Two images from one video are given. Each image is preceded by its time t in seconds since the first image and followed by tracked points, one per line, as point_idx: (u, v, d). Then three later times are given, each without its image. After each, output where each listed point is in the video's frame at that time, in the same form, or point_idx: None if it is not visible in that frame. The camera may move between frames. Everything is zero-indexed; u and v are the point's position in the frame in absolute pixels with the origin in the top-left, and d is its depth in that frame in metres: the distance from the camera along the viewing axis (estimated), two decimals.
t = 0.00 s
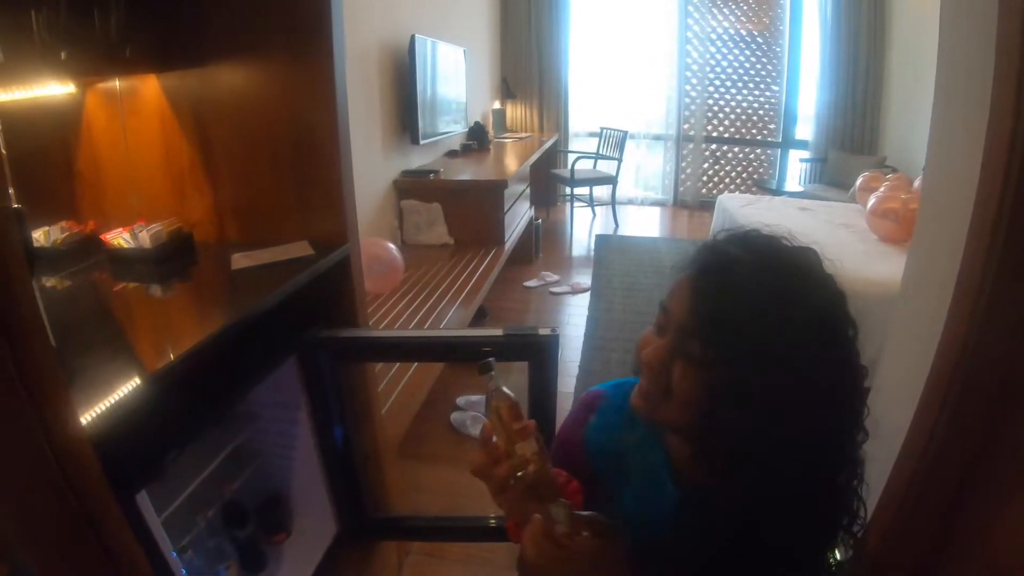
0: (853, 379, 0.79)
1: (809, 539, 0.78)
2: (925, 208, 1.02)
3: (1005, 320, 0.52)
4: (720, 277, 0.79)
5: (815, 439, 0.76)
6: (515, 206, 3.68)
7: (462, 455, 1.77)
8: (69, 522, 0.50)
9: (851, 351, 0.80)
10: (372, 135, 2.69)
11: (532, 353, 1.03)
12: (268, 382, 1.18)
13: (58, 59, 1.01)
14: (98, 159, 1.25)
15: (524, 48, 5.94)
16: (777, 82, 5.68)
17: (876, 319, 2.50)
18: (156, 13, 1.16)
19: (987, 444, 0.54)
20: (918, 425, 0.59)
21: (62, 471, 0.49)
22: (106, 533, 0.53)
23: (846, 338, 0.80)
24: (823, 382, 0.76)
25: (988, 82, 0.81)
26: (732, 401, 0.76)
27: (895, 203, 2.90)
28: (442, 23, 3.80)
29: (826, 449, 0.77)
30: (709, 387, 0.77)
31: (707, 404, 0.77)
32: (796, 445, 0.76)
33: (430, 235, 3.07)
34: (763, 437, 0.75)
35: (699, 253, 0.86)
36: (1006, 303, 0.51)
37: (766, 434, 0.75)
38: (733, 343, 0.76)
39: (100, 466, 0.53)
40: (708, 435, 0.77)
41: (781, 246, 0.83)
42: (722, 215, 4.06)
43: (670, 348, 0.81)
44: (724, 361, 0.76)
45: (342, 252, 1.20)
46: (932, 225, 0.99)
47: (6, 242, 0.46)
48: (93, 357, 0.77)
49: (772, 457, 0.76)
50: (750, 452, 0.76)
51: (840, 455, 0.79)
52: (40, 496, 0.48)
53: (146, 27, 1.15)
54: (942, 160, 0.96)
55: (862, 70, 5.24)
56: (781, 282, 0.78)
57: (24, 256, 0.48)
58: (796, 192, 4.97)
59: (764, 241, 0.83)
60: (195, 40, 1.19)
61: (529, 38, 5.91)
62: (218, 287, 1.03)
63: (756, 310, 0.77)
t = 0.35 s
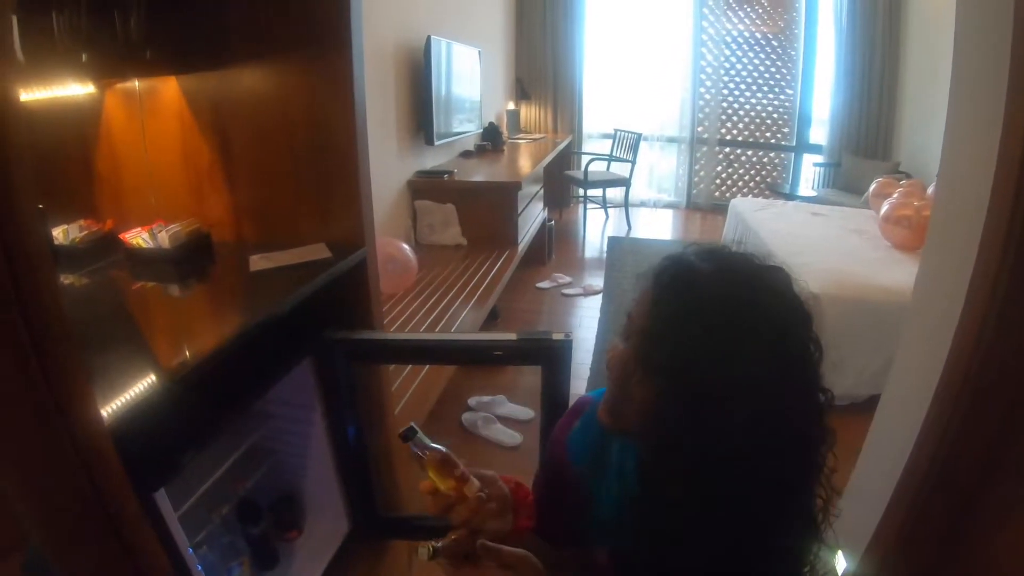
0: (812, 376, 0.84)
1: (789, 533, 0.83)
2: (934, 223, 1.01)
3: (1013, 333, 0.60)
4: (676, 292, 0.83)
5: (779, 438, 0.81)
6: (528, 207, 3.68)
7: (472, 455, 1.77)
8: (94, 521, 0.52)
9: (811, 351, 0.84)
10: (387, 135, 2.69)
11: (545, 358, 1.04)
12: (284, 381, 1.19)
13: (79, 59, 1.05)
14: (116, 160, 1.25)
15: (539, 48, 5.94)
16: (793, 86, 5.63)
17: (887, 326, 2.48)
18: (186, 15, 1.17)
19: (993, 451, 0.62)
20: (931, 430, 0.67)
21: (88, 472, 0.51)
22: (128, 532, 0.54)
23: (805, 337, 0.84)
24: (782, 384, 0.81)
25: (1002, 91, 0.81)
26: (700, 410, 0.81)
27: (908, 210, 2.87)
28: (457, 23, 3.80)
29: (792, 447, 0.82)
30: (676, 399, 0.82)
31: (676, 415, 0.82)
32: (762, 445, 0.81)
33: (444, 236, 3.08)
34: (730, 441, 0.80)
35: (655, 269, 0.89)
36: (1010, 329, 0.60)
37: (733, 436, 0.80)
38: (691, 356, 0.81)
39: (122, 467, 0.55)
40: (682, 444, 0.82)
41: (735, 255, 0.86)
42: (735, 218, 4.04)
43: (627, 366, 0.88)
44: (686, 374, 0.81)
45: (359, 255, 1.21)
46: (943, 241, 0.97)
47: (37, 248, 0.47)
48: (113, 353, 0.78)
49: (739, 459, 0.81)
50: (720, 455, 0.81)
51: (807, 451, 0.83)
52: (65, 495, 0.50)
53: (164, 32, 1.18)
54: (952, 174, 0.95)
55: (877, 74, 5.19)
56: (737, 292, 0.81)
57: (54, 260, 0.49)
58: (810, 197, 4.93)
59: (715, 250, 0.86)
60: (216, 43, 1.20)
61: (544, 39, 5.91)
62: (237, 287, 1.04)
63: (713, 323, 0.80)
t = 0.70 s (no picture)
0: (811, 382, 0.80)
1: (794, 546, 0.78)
2: (946, 226, 1.01)
3: (1023, 337, 0.53)
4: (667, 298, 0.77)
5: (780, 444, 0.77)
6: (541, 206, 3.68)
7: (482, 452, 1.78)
8: (110, 513, 0.53)
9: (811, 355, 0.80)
10: (401, 132, 2.70)
11: (556, 355, 1.03)
12: (297, 375, 1.20)
13: (97, 55, 1.05)
14: (133, 154, 1.27)
15: (553, 48, 5.94)
16: (806, 87, 5.58)
17: (898, 330, 2.46)
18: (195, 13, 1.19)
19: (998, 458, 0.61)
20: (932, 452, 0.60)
21: (106, 466, 0.52)
22: (141, 520, 0.55)
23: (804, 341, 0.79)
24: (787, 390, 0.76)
25: (1014, 89, 0.80)
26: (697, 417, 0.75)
27: (921, 213, 2.84)
28: (472, 21, 3.81)
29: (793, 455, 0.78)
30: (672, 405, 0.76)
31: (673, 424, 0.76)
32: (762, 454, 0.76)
33: (457, 234, 3.09)
34: (727, 453, 0.76)
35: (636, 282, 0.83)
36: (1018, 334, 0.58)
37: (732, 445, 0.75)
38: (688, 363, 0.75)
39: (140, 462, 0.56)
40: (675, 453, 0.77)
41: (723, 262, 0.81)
42: (747, 220, 4.01)
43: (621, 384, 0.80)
44: (681, 381, 0.75)
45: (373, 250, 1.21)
46: (953, 243, 0.97)
47: (58, 243, 0.47)
48: (127, 345, 0.79)
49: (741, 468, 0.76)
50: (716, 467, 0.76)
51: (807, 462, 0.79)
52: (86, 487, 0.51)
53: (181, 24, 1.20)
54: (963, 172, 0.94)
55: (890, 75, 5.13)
56: (734, 295, 0.76)
57: (75, 257, 0.49)
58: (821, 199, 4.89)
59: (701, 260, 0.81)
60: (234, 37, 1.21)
61: (557, 38, 5.90)
62: (251, 281, 1.05)
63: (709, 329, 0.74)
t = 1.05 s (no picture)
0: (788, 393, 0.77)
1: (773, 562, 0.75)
2: (959, 226, 0.98)
3: None
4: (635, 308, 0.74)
5: (758, 459, 0.73)
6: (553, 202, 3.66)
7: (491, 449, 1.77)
8: (125, 507, 0.53)
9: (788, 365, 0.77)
10: (413, 128, 2.70)
11: (569, 352, 1.03)
12: (309, 369, 1.21)
13: (113, 49, 1.08)
14: (149, 146, 1.25)
15: (565, 45, 5.91)
16: (819, 86, 5.52)
17: (910, 331, 2.43)
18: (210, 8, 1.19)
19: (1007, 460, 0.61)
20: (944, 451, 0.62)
21: (120, 461, 0.52)
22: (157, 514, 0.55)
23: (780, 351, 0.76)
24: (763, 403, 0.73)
25: None
26: (670, 432, 0.72)
27: (934, 214, 2.82)
28: (485, 18, 3.80)
29: (772, 470, 0.74)
30: (646, 420, 0.72)
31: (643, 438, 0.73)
32: (739, 468, 0.73)
33: (469, 229, 3.09)
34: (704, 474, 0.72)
35: (603, 297, 0.79)
36: None
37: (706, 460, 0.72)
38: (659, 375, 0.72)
39: (156, 457, 0.56)
40: (649, 468, 0.73)
41: (695, 270, 0.77)
42: (758, 219, 3.98)
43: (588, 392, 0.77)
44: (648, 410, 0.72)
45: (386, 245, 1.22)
46: (967, 244, 0.95)
47: (74, 231, 0.47)
48: (141, 335, 0.80)
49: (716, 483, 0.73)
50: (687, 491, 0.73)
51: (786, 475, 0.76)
52: (100, 481, 0.51)
53: (197, 20, 1.18)
54: (976, 172, 0.93)
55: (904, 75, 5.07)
56: (705, 304, 0.73)
57: (91, 246, 0.49)
58: (834, 198, 4.84)
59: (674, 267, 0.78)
60: (250, 31, 1.23)
61: (570, 35, 5.88)
62: (264, 274, 1.06)
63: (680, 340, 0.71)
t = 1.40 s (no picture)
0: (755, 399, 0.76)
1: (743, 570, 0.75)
2: (975, 228, 0.96)
3: None
4: (601, 317, 0.73)
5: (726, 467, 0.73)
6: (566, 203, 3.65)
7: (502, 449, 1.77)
8: (144, 511, 0.54)
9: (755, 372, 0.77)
10: (427, 128, 2.71)
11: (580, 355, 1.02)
12: (326, 368, 1.22)
13: (129, 47, 1.06)
14: (163, 144, 1.26)
15: (579, 45, 5.90)
16: (835, 86, 5.45)
17: (924, 335, 2.40)
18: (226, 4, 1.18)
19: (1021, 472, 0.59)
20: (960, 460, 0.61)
21: (139, 462, 0.53)
22: (173, 515, 0.56)
23: (748, 357, 0.76)
24: (730, 409, 0.73)
25: None
26: (641, 442, 0.70)
27: (948, 216, 2.78)
28: (500, 18, 3.80)
29: (740, 477, 0.74)
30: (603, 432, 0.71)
31: (614, 451, 0.71)
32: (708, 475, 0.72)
33: (482, 229, 3.09)
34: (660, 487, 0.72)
35: (568, 304, 0.77)
36: None
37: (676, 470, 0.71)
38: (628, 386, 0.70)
39: (172, 456, 0.57)
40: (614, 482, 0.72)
41: (660, 278, 0.77)
42: (772, 220, 3.94)
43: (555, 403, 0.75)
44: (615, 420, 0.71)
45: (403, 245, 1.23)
46: (983, 247, 0.92)
47: (94, 233, 0.48)
48: (156, 335, 0.79)
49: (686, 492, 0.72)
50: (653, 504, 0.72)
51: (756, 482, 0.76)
52: (118, 486, 0.52)
53: (222, 17, 1.18)
54: (993, 175, 0.91)
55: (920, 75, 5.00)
56: (671, 312, 0.72)
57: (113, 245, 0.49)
58: (848, 200, 4.79)
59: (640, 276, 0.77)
60: (264, 32, 1.23)
61: (583, 35, 5.86)
62: (279, 272, 1.06)
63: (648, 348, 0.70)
